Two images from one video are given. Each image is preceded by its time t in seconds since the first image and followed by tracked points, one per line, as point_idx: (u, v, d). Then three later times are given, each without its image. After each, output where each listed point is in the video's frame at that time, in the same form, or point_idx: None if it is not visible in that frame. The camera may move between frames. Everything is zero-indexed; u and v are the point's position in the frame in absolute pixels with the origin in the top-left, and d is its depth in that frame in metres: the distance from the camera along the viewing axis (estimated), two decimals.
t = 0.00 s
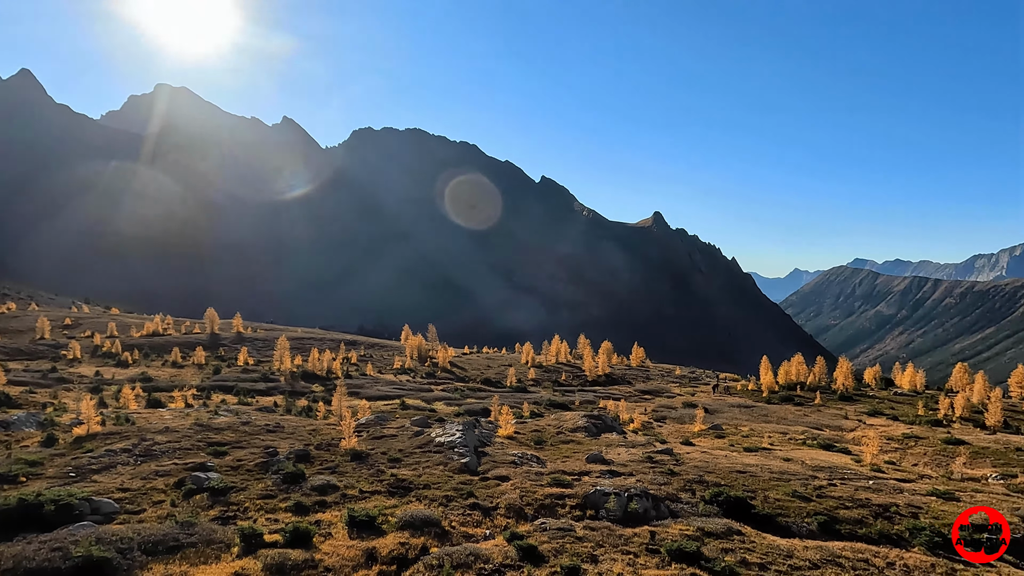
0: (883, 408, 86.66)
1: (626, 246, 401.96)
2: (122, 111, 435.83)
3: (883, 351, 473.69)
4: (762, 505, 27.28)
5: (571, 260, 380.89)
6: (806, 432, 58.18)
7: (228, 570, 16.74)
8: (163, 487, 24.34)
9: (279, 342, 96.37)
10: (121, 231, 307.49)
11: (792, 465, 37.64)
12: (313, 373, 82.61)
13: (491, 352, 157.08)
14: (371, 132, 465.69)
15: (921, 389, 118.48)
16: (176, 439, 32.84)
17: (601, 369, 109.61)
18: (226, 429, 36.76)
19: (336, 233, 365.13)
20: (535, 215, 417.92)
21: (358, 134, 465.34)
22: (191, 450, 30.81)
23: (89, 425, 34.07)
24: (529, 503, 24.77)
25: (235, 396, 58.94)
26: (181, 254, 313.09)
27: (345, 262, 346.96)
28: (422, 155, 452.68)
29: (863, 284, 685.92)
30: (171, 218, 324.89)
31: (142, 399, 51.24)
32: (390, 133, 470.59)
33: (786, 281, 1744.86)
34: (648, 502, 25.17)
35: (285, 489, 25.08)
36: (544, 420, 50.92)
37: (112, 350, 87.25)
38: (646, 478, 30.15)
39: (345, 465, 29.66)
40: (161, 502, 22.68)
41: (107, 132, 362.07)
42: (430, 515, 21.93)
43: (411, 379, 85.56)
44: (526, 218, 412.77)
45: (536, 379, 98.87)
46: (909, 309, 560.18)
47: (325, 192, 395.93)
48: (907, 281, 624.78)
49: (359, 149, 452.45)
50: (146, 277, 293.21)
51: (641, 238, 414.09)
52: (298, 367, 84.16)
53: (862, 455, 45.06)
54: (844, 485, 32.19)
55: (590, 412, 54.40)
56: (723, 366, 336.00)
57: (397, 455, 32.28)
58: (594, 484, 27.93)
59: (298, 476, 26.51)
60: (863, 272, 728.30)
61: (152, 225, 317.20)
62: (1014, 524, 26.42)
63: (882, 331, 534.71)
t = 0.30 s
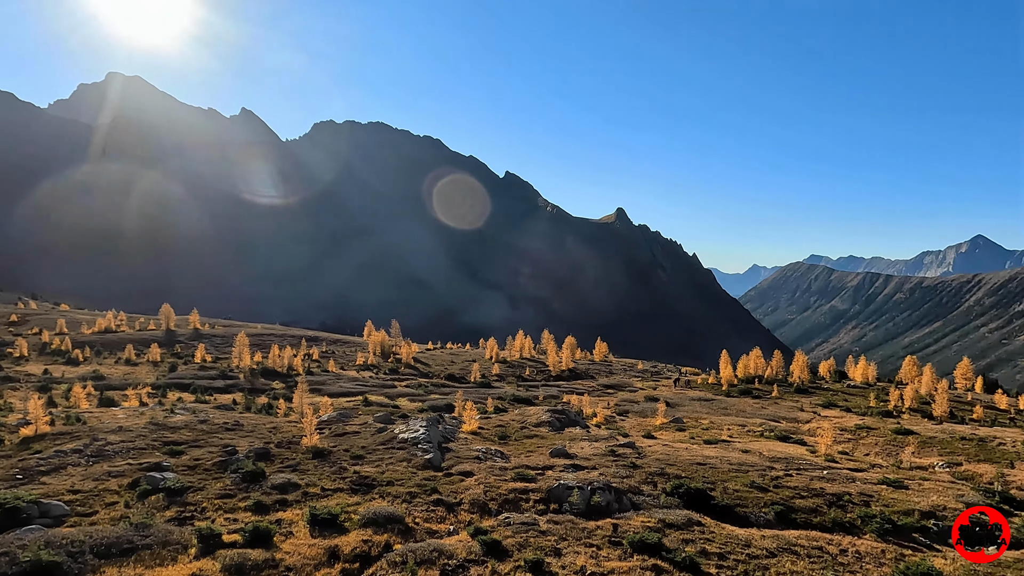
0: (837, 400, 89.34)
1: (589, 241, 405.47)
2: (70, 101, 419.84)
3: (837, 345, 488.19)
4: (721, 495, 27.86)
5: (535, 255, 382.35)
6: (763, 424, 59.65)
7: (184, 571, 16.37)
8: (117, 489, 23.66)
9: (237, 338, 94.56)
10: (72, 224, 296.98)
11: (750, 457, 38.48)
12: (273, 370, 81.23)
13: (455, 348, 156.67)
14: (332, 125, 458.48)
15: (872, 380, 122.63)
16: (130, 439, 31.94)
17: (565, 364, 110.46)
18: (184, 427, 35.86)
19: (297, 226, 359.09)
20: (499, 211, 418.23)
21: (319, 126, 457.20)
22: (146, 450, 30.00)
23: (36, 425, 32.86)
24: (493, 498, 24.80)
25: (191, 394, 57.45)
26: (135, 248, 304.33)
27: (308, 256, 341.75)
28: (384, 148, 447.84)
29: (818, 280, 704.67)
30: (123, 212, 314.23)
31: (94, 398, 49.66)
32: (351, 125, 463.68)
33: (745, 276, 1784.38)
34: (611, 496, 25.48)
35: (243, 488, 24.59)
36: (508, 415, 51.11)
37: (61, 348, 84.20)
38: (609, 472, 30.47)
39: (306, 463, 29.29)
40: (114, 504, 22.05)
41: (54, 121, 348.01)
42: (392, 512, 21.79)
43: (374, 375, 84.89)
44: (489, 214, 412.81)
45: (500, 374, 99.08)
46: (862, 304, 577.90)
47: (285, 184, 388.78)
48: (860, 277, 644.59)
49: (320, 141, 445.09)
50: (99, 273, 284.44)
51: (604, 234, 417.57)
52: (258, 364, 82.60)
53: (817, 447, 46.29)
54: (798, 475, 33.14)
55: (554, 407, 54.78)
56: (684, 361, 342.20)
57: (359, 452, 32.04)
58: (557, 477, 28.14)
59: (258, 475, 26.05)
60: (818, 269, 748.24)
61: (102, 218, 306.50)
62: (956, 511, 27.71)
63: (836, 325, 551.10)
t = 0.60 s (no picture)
0: (793, 392, 91.64)
1: (554, 237, 407.23)
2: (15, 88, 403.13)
3: (795, 339, 500.59)
4: (682, 487, 28.33)
5: (499, 250, 382.35)
6: (723, 417, 60.81)
7: (140, 573, 16.03)
8: (68, 491, 22.88)
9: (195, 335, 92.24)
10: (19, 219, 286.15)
11: (711, 449, 39.19)
12: (232, 366, 79.57)
13: (418, 343, 155.68)
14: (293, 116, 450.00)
15: (827, 373, 126.11)
16: (81, 439, 30.93)
17: (529, 359, 110.73)
18: (139, 427, 34.91)
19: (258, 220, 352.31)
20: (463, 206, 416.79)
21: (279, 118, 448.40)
22: (99, 450, 29.11)
23: None
24: (457, 494, 24.78)
25: (147, 393, 55.83)
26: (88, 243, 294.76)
27: (269, 251, 335.65)
28: (346, 141, 441.54)
29: (776, 276, 720.12)
30: (74, 206, 303.72)
31: (43, 398, 47.91)
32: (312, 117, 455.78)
33: (705, 272, 1815.54)
34: (575, 489, 25.70)
35: (201, 488, 24.08)
36: (472, 410, 51.04)
37: (8, 346, 81.01)
38: (573, 465, 30.75)
39: (267, 461, 28.76)
40: (66, 506, 21.33)
41: None
42: (355, 509, 21.60)
43: (336, 371, 83.82)
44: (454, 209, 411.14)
45: (464, 370, 98.88)
46: (817, 299, 593.08)
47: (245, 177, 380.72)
48: (816, 272, 660.76)
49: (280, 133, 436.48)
50: (48, 270, 274.99)
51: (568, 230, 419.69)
52: (216, 361, 80.74)
53: (775, 438, 47.45)
54: (757, 467, 33.85)
55: (518, 402, 54.90)
56: (646, 355, 348.02)
57: (322, 449, 31.60)
58: (522, 473, 28.25)
59: (217, 474, 25.51)
60: (776, 265, 764.73)
61: (53, 215, 296.65)
62: (904, 498, 28.98)
63: (793, 320, 564.77)
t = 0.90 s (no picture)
0: (756, 385, 93.62)
1: (521, 232, 407.95)
2: None
3: (758, 332, 510.89)
4: (649, 479, 28.72)
5: (467, 245, 381.63)
6: (689, 410, 61.81)
7: None
8: (23, 493, 22.16)
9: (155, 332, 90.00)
10: None
11: (677, 441, 39.80)
12: (194, 364, 78.00)
13: (385, 339, 154.36)
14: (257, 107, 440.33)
15: (790, 366, 128.90)
16: (36, 440, 29.97)
17: (498, 354, 110.76)
18: (97, 426, 34.00)
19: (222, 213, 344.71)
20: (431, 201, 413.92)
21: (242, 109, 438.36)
22: (55, 450, 28.28)
23: None
24: (425, 490, 24.68)
25: (105, 391, 54.32)
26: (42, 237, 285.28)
27: (232, 245, 328.67)
28: (312, 133, 434.24)
29: (739, 270, 732.69)
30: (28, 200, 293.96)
31: None
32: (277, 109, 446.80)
33: (671, 267, 1836.95)
34: (543, 483, 25.87)
35: (162, 488, 23.58)
36: (440, 406, 50.95)
37: None
38: (541, 460, 30.87)
39: (230, 460, 28.29)
40: (19, 509, 20.64)
41: None
42: (323, 507, 21.36)
43: (302, 368, 82.69)
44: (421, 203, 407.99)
45: (432, 366, 98.51)
46: (780, 293, 605.45)
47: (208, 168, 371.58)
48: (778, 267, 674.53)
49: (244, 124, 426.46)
50: None
51: (536, 225, 420.38)
52: (177, 358, 78.97)
53: (739, 429, 48.42)
54: (722, 458, 34.48)
55: (486, 397, 54.97)
56: (614, 350, 351.96)
57: (287, 447, 31.16)
58: (491, 467, 28.28)
59: (179, 473, 25.00)
60: (740, 260, 777.69)
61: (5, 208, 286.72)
62: (862, 486, 29.85)
63: (756, 314, 576.14)
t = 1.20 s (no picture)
0: (723, 377, 95.38)
1: (492, 227, 407.72)
2: None
3: (724, 326, 519.94)
4: (617, 471, 29.03)
5: (438, 240, 379.99)
6: (658, 403, 62.57)
7: None
8: None
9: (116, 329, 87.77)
10: None
11: (646, 434, 40.27)
12: (157, 361, 76.32)
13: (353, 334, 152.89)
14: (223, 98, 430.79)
15: (756, 359, 131.32)
16: None
17: (468, 349, 110.56)
18: (55, 426, 33.04)
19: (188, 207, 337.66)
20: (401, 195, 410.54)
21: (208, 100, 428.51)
22: (10, 452, 27.38)
23: None
24: (396, 487, 24.53)
25: (64, 390, 52.80)
26: None
27: (198, 240, 322.37)
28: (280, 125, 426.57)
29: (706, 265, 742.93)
30: None
31: None
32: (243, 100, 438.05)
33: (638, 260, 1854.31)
34: (513, 477, 25.91)
35: (127, 488, 23.07)
36: (410, 401, 50.64)
37: None
38: (511, 454, 30.96)
39: (195, 458, 27.77)
40: None
41: None
42: (290, 504, 21.10)
43: (268, 364, 81.44)
44: (392, 196, 404.31)
45: (402, 361, 97.99)
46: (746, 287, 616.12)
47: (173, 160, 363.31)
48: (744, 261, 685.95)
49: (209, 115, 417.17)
50: None
51: (507, 220, 420.64)
52: (139, 355, 77.15)
53: (706, 422, 49.20)
54: (689, 450, 34.97)
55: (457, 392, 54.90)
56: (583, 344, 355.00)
57: (254, 444, 30.69)
58: (462, 462, 28.25)
59: (142, 473, 24.49)
60: (706, 254, 788.70)
61: None
62: (825, 475, 30.59)
63: (722, 308, 585.81)
